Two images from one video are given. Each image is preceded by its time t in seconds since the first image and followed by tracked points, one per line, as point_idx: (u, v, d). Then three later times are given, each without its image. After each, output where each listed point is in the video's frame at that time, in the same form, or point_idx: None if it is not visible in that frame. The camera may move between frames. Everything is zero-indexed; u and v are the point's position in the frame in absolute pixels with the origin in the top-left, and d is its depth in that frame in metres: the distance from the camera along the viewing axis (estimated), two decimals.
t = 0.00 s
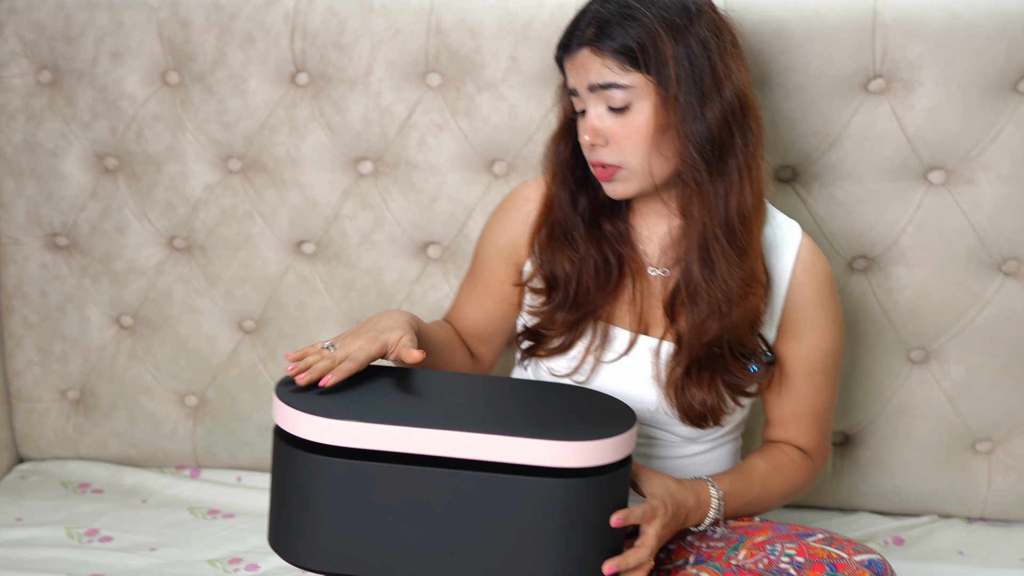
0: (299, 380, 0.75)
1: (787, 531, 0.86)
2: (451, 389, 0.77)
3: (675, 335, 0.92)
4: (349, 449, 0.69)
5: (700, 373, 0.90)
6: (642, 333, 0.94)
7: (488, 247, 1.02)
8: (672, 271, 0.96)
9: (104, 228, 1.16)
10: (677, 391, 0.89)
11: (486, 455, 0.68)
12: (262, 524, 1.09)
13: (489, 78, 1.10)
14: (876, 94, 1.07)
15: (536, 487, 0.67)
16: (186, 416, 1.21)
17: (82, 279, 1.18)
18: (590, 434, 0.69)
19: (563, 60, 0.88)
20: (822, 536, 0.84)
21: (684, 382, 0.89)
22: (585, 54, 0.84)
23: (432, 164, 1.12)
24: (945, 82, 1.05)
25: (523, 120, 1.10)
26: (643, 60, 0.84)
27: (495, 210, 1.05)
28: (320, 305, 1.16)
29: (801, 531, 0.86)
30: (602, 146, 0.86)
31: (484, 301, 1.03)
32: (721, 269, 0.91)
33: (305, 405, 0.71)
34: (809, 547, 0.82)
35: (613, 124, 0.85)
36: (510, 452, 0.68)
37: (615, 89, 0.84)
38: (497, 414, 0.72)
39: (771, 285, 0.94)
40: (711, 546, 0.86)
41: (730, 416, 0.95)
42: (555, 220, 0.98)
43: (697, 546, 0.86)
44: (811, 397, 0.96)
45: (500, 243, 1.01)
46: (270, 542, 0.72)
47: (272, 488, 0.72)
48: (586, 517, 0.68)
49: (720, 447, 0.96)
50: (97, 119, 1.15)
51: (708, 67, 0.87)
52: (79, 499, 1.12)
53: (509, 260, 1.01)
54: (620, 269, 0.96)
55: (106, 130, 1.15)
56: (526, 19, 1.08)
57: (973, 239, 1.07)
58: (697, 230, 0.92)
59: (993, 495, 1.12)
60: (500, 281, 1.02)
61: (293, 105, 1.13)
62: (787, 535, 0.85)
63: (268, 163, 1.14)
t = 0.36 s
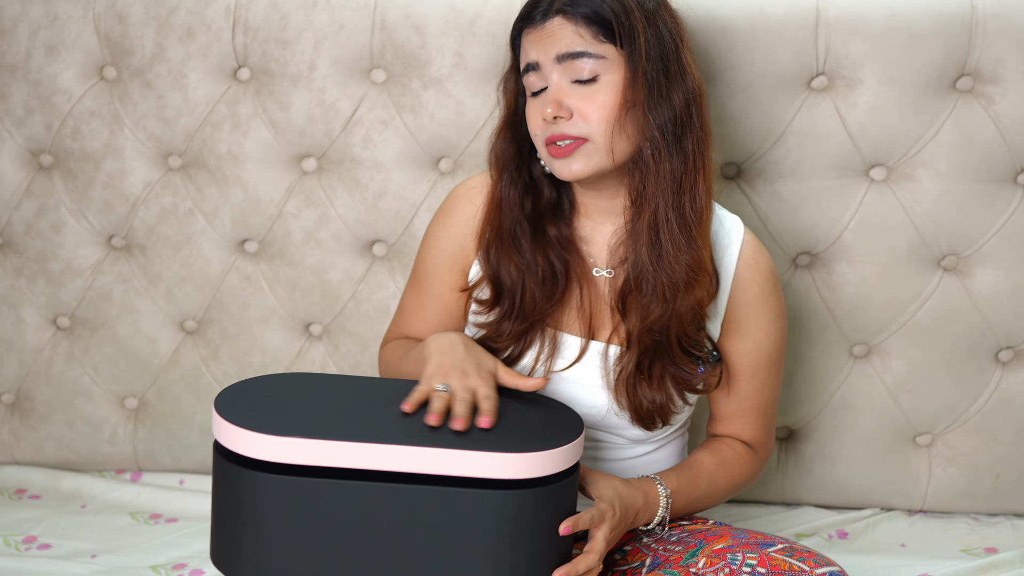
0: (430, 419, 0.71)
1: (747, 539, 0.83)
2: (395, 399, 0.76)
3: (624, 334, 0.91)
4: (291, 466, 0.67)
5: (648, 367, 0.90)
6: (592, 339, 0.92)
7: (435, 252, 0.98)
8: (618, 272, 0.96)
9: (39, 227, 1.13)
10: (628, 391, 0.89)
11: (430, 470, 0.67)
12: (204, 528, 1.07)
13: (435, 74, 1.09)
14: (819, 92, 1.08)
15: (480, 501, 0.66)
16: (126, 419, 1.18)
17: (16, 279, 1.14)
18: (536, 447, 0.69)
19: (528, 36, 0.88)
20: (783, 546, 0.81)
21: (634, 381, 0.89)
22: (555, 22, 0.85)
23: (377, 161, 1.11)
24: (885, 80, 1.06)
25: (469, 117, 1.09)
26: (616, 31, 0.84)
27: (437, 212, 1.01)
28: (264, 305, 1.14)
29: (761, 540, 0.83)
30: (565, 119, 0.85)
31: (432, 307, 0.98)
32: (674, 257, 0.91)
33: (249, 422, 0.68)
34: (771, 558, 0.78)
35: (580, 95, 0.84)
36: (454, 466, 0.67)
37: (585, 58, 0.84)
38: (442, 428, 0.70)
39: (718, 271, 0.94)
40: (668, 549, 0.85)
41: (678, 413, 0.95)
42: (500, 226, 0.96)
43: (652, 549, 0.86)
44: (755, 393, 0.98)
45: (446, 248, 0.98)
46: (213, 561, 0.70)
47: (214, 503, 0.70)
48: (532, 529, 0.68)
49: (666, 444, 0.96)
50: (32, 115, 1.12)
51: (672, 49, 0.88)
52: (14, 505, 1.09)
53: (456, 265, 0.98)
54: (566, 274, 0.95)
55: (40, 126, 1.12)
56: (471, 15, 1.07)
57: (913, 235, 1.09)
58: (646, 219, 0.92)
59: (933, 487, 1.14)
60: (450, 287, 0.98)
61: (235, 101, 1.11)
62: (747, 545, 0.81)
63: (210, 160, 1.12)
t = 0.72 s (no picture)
0: (366, 437, 0.69)
1: (710, 550, 0.83)
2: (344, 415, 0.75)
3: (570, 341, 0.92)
4: (242, 484, 0.66)
5: (599, 370, 0.91)
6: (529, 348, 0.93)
7: (371, 280, 0.98)
8: (555, 279, 0.96)
9: None
10: (580, 396, 0.90)
11: (382, 483, 0.66)
12: (159, 547, 1.05)
13: (389, 89, 1.08)
14: (771, 106, 1.09)
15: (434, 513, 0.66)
16: (78, 438, 1.16)
17: None
18: (486, 454, 0.68)
19: (501, 30, 0.88)
20: (747, 557, 0.81)
21: (587, 383, 0.90)
22: (546, 18, 0.87)
23: (332, 176, 1.10)
24: (835, 94, 1.08)
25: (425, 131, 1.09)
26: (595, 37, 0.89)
27: (371, 236, 1.01)
28: (218, 321, 1.13)
29: (725, 550, 0.84)
30: (548, 115, 0.84)
31: (372, 333, 0.98)
32: (623, 259, 0.95)
33: (198, 442, 0.67)
34: (735, 569, 0.79)
35: (562, 91, 0.86)
36: (405, 478, 0.66)
37: (571, 56, 0.87)
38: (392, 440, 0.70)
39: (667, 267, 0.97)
40: (633, 560, 0.86)
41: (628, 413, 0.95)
42: (440, 234, 0.96)
43: (617, 561, 0.87)
44: (698, 387, 0.98)
45: (381, 272, 0.98)
46: None
47: (166, 528, 0.69)
48: (487, 539, 0.67)
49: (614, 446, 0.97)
50: None
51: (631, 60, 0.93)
52: None
53: (394, 288, 0.98)
54: (504, 281, 0.95)
55: None
56: (426, 30, 1.07)
57: (864, 246, 1.10)
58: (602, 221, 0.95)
59: (888, 494, 1.15)
60: (388, 313, 0.98)
61: (187, 116, 1.09)
62: (711, 556, 0.82)
63: (162, 175, 1.10)
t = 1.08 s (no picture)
0: (223, 456, 0.70)
1: (712, 560, 0.84)
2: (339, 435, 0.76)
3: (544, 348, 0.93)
4: (242, 500, 0.67)
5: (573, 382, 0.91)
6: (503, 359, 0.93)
7: (351, 301, 1.01)
8: (530, 291, 0.97)
9: None
10: (554, 404, 0.89)
11: (379, 494, 0.67)
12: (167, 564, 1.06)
13: (394, 109, 1.09)
14: (772, 125, 1.11)
15: (429, 524, 0.66)
16: (86, 455, 1.17)
17: None
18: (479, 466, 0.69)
19: (487, 55, 0.89)
20: (748, 566, 0.82)
21: (560, 392, 0.90)
22: (534, 47, 0.88)
23: (338, 196, 1.11)
24: (835, 113, 1.09)
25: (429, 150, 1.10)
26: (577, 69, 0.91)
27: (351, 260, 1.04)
28: (225, 339, 1.14)
29: (726, 559, 0.84)
30: (526, 145, 0.86)
31: (357, 354, 1.01)
32: (593, 278, 0.96)
33: (200, 461, 0.69)
34: None
35: (543, 122, 0.88)
36: (400, 490, 0.67)
37: (557, 88, 0.88)
38: (385, 456, 0.71)
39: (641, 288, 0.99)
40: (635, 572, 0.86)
41: (609, 422, 0.95)
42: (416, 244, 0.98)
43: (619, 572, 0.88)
44: (684, 388, 0.99)
45: (361, 291, 1.01)
46: None
47: (167, 546, 0.70)
48: (481, 551, 0.68)
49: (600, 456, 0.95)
50: None
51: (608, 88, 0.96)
52: None
53: (373, 306, 1.01)
54: (479, 291, 0.96)
55: None
56: (430, 50, 1.08)
57: (865, 263, 1.11)
58: (574, 237, 0.97)
59: (890, 509, 1.16)
60: (368, 332, 1.01)
61: (195, 136, 1.11)
62: (713, 566, 0.83)
63: (170, 195, 1.12)
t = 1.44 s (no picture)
0: (252, 464, 0.72)
1: (734, 568, 0.85)
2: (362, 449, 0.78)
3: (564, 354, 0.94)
4: (271, 508, 0.69)
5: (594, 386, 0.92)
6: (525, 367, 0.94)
7: (370, 309, 1.03)
8: (550, 298, 0.98)
9: (27, 272, 1.15)
10: (576, 410, 0.90)
11: (406, 501, 0.69)
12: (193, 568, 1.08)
13: (417, 121, 1.11)
14: (790, 136, 1.12)
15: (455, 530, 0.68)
16: (114, 460, 1.19)
17: (5, 323, 1.16)
18: (502, 473, 0.71)
19: (498, 59, 0.91)
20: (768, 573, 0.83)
21: (581, 397, 0.91)
22: (542, 47, 0.90)
23: (362, 206, 1.13)
24: (853, 124, 1.10)
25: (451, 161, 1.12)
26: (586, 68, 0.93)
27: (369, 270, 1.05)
28: (250, 346, 1.16)
29: (749, 568, 0.86)
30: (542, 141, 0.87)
31: (375, 360, 1.02)
32: (611, 279, 0.97)
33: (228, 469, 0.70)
34: None
35: (556, 119, 0.89)
36: (429, 497, 0.69)
37: (567, 84, 0.90)
38: (411, 464, 0.73)
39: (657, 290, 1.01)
40: None
41: (629, 428, 0.95)
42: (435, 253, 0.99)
43: None
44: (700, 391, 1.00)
45: (380, 300, 1.03)
46: None
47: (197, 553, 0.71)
48: (506, 556, 0.69)
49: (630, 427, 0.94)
50: (20, 162, 1.14)
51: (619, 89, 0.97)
52: (4, 548, 1.10)
53: (393, 315, 1.02)
54: (500, 299, 0.98)
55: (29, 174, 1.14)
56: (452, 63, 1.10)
57: (883, 272, 1.12)
58: (591, 240, 0.98)
59: (909, 518, 1.16)
60: (388, 340, 1.02)
61: (222, 147, 1.13)
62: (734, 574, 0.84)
63: (197, 205, 1.14)
